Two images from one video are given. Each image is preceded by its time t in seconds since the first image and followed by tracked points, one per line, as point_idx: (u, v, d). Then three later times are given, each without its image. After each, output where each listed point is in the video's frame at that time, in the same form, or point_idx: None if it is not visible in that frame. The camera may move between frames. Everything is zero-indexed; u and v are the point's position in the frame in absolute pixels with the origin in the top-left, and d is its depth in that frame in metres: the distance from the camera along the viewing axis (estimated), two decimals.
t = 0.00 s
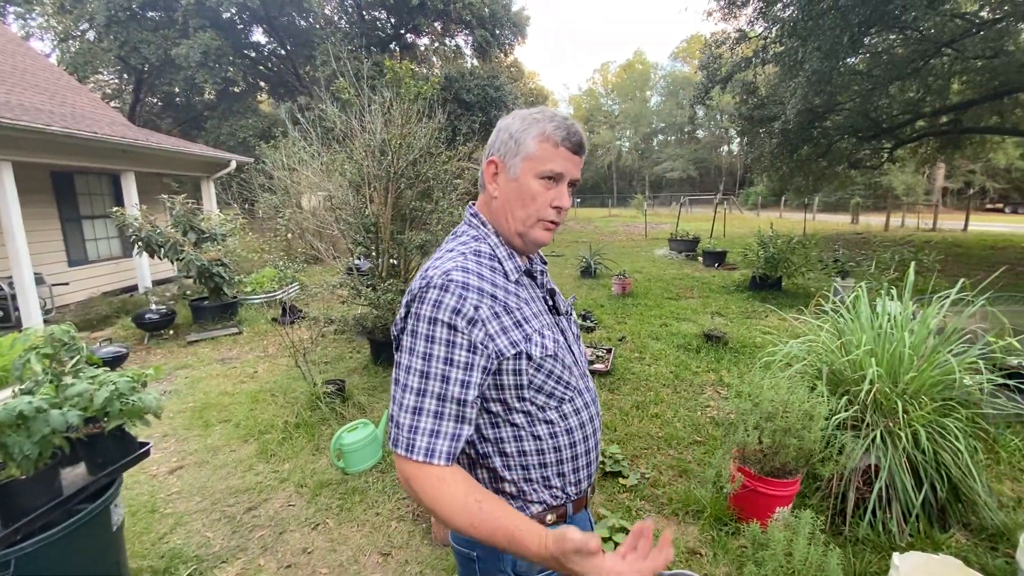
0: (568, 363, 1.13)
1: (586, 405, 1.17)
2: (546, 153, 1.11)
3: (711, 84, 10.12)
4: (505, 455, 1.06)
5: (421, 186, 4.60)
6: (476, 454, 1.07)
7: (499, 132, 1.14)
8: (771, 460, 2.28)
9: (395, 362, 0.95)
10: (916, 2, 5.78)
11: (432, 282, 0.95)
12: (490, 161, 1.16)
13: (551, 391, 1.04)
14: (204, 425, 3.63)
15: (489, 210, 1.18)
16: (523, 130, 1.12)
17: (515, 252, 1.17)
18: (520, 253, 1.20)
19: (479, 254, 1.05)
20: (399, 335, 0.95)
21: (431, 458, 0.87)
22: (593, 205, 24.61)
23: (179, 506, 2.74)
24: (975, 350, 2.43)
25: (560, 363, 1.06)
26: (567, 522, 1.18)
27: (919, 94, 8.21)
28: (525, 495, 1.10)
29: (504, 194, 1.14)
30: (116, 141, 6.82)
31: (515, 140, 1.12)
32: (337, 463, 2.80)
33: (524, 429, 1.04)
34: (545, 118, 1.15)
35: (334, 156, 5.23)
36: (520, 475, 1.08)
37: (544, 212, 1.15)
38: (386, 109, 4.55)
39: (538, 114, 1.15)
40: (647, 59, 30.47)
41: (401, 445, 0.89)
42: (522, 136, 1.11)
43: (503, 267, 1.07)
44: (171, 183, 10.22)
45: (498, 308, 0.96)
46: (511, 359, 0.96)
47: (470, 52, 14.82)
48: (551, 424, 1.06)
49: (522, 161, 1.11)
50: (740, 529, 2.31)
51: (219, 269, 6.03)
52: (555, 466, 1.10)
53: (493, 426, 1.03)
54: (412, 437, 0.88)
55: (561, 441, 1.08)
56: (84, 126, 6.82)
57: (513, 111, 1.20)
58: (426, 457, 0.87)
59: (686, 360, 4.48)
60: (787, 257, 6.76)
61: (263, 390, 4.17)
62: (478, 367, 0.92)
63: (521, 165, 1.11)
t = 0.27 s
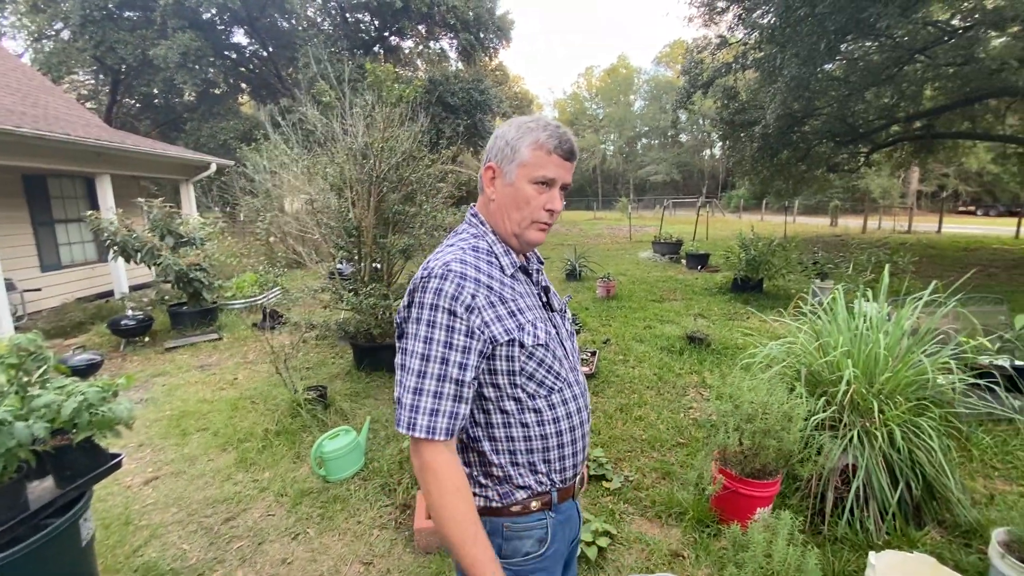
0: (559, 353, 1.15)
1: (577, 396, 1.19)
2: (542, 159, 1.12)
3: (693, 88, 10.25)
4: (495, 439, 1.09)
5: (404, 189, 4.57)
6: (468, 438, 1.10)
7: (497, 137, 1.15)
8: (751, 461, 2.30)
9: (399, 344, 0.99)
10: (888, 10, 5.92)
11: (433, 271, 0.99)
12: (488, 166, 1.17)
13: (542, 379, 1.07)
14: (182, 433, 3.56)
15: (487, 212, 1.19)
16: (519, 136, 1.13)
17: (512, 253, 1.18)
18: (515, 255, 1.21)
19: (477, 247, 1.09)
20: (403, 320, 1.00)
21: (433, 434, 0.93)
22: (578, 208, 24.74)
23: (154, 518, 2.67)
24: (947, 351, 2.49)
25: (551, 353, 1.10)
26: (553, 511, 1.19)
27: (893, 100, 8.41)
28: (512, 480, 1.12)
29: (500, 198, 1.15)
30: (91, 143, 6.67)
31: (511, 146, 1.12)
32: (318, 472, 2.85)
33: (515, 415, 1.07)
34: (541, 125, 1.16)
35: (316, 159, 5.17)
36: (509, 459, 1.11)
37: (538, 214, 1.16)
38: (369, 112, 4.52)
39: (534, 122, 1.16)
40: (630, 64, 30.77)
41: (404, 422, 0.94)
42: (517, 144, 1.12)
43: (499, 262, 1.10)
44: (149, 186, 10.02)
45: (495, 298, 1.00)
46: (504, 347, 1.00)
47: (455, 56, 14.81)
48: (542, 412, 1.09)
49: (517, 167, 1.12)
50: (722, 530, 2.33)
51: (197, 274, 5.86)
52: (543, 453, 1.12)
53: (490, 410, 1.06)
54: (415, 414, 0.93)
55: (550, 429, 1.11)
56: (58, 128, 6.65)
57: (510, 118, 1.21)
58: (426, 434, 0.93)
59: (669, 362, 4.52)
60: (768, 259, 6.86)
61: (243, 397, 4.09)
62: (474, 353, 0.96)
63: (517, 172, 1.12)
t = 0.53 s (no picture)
0: (558, 348, 1.17)
1: (575, 389, 1.20)
2: (549, 165, 1.12)
3: (682, 90, 10.31)
4: (494, 428, 1.10)
5: (393, 189, 4.55)
6: (467, 426, 1.12)
7: (504, 141, 1.15)
8: (740, 461, 2.30)
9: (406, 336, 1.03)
10: (873, 13, 6.00)
11: (440, 267, 1.02)
12: (495, 168, 1.17)
13: (542, 372, 1.09)
14: (168, 438, 3.50)
15: (493, 212, 1.19)
16: (527, 142, 1.13)
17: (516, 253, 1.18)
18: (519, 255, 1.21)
19: (483, 244, 1.10)
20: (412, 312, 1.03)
21: (439, 421, 0.96)
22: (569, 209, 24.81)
23: (139, 525, 2.63)
24: (931, 349, 2.52)
25: (552, 349, 1.12)
26: (548, 497, 1.18)
27: (878, 102, 8.52)
28: (509, 466, 1.12)
29: (507, 200, 1.15)
30: (74, 143, 6.55)
31: (521, 151, 1.12)
32: (306, 475, 2.84)
33: (513, 405, 1.09)
34: (549, 132, 1.16)
35: (305, 159, 5.13)
36: (506, 447, 1.12)
37: (543, 218, 1.16)
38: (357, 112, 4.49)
39: (543, 128, 1.15)
40: (620, 65, 30.92)
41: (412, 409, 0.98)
42: (527, 149, 1.12)
43: (504, 259, 1.11)
44: (134, 187, 9.87)
45: (498, 294, 1.03)
46: (505, 341, 1.03)
47: (445, 56, 14.78)
48: (540, 404, 1.10)
49: (526, 172, 1.12)
50: (712, 530, 2.34)
51: (183, 276, 5.78)
52: (540, 443, 1.13)
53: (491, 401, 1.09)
54: (422, 402, 0.97)
55: (547, 421, 1.12)
56: (40, 127, 6.53)
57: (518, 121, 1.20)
58: (431, 420, 0.96)
59: (659, 362, 4.54)
60: (755, 259, 6.93)
61: (231, 400, 4.04)
62: (477, 346, 0.99)
63: (525, 176, 1.12)
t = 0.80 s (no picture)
0: (551, 345, 1.16)
1: (568, 386, 1.20)
2: (545, 171, 1.11)
3: (675, 90, 10.35)
4: (482, 420, 1.12)
5: (386, 190, 4.54)
6: (457, 417, 1.14)
7: (503, 146, 1.14)
8: (732, 461, 2.32)
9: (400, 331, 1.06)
10: (863, 15, 6.06)
11: (430, 265, 1.05)
12: (493, 173, 1.16)
13: (529, 368, 1.10)
14: (159, 441, 3.47)
15: (491, 213, 1.20)
16: (525, 148, 1.11)
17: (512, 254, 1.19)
18: (516, 256, 1.21)
19: (476, 244, 1.12)
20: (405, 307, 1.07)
21: (426, 410, 0.99)
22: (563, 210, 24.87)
23: (130, 529, 2.60)
24: (921, 348, 2.54)
25: (542, 347, 1.12)
26: (536, 489, 1.18)
27: (869, 103, 8.59)
28: (496, 457, 1.13)
29: (503, 204, 1.15)
30: (63, 143, 6.47)
31: (519, 157, 1.11)
32: (299, 478, 2.79)
33: (500, 399, 1.10)
34: (547, 137, 1.14)
35: (297, 160, 5.11)
36: (494, 438, 1.13)
37: (539, 222, 1.16)
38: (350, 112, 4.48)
39: (542, 133, 1.14)
40: (613, 66, 31.01)
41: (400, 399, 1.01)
42: (524, 155, 1.11)
43: (496, 259, 1.12)
44: (124, 188, 9.77)
45: (486, 292, 1.05)
46: (491, 337, 1.05)
47: (438, 56, 14.75)
48: (528, 399, 1.11)
49: (522, 178, 1.11)
50: (705, 529, 2.35)
51: (174, 278, 5.73)
52: (527, 437, 1.13)
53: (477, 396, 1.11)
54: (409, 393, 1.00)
55: (535, 416, 1.12)
56: (28, 127, 6.45)
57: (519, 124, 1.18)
58: (417, 409, 0.99)
59: (653, 362, 4.55)
60: (748, 259, 6.96)
61: (223, 402, 4.01)
62: (463, 340, 1.01)
63: (521, 182, 1.11)
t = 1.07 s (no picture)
0: (543, 342, 1.17)
1: (561, 383, 1.19)
2: (531, 172, 1.11)
3: (672, 91, 10.37)
4: (470, 409, 1.15)
5: (384, 190, 4.53)
6: (448, 404, 1.18)
7: (494, 149, 1.16)
8: (731, 460, 2.32)
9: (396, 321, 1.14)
10: (860, 16, 6.07)
11: (426, 259, 1.12)
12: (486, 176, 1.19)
13: (516, 362, 1.11)
14: (157, 441, 3.47)
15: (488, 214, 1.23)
16: (512, 149, 1.12)
17: (508, 252, 1.20)
18: (514, 255, 1.22)
19: (472, 242, 1.17)
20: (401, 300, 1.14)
21: (410, 393, 1.04)
22: (562, 210, 24.89)
23: (128, 529, 2.60)
24: (918, 347, 2.55)
25: (531, 343, 1.13)
26: (524, 482, 1.18)
27: (865, 104, 8.62)
28: (483, 446, 1.15)
29: (495, 205, 1.18)
30: (59, 143, 6.45)
31: (506, 159, 1.12)
32: (299, 478, 2.79)
33: (486, 390, 1.12)
34: (535, 136, 1.13)
35: (295, 160, 5.10)
36: (481, 428, 1.15)
37: (530, 222, 1.15)
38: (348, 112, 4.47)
39: (530, 133, 1.13)
40: (611, 66, 31.03)
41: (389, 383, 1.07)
42: (511, 156, 1.11)
43: (489, 256, 1.15)
44: (121, 188, 9.74)
45: (474, 287, 1.09)
46: (477, 329, 1.08)
47: (436, 56, 14.73)
48: (514, 392, 1.12)
49: (509, 179, 1.12)
50: (704, 528, 2.35)
51: (172, 278, 5.71)
52: (514, 430, 1.14)
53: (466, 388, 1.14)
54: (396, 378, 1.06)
55: (521, 410, 1.13)
56: (25, 127, 6.43)
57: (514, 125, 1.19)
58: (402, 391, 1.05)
59: (651, 361, 4.57)
60: (746, 259, 6.98)
61: (221, 403, 4.00)
62: (448, 330, 1.06)
63: (509, 183, 1.13)
